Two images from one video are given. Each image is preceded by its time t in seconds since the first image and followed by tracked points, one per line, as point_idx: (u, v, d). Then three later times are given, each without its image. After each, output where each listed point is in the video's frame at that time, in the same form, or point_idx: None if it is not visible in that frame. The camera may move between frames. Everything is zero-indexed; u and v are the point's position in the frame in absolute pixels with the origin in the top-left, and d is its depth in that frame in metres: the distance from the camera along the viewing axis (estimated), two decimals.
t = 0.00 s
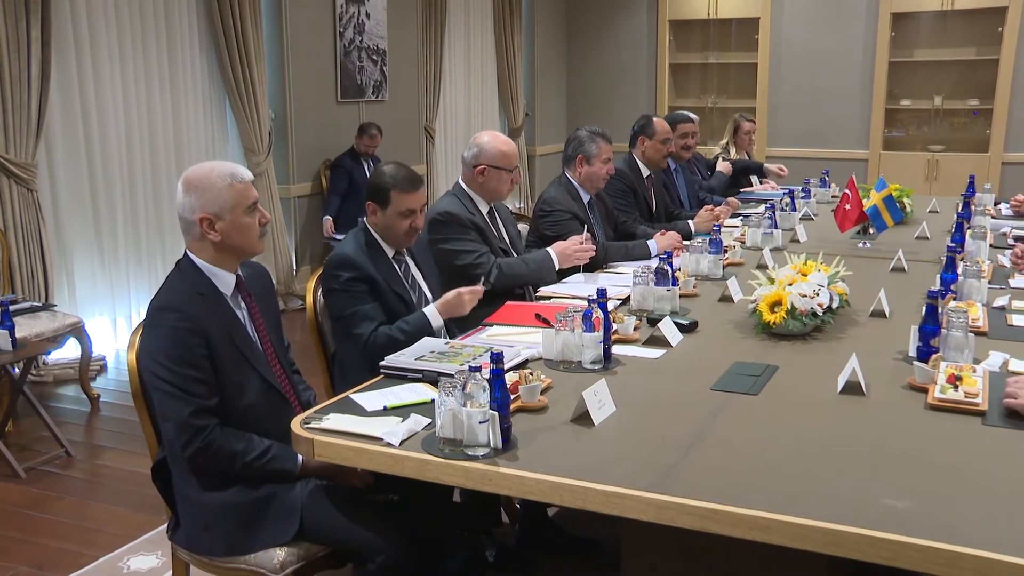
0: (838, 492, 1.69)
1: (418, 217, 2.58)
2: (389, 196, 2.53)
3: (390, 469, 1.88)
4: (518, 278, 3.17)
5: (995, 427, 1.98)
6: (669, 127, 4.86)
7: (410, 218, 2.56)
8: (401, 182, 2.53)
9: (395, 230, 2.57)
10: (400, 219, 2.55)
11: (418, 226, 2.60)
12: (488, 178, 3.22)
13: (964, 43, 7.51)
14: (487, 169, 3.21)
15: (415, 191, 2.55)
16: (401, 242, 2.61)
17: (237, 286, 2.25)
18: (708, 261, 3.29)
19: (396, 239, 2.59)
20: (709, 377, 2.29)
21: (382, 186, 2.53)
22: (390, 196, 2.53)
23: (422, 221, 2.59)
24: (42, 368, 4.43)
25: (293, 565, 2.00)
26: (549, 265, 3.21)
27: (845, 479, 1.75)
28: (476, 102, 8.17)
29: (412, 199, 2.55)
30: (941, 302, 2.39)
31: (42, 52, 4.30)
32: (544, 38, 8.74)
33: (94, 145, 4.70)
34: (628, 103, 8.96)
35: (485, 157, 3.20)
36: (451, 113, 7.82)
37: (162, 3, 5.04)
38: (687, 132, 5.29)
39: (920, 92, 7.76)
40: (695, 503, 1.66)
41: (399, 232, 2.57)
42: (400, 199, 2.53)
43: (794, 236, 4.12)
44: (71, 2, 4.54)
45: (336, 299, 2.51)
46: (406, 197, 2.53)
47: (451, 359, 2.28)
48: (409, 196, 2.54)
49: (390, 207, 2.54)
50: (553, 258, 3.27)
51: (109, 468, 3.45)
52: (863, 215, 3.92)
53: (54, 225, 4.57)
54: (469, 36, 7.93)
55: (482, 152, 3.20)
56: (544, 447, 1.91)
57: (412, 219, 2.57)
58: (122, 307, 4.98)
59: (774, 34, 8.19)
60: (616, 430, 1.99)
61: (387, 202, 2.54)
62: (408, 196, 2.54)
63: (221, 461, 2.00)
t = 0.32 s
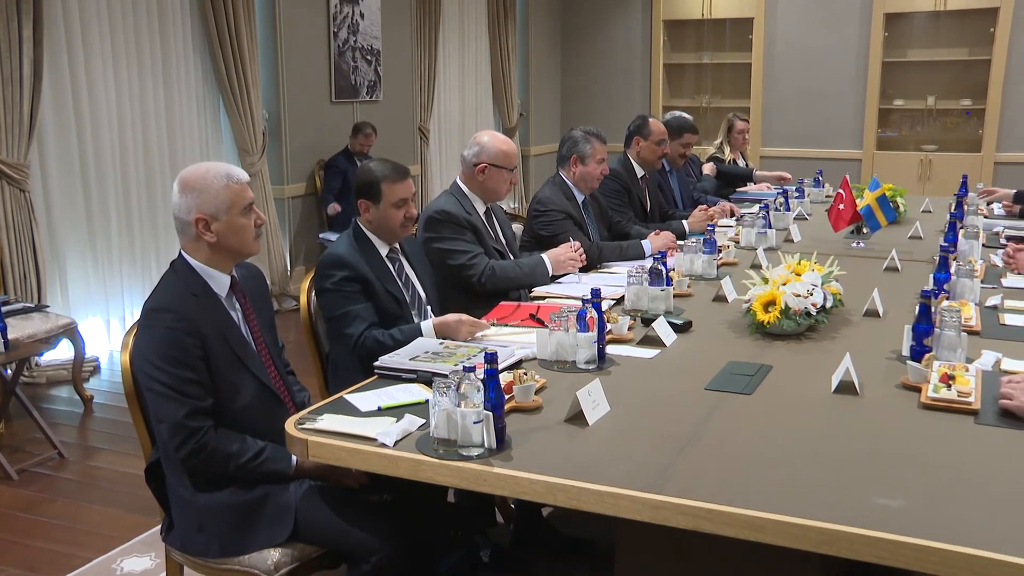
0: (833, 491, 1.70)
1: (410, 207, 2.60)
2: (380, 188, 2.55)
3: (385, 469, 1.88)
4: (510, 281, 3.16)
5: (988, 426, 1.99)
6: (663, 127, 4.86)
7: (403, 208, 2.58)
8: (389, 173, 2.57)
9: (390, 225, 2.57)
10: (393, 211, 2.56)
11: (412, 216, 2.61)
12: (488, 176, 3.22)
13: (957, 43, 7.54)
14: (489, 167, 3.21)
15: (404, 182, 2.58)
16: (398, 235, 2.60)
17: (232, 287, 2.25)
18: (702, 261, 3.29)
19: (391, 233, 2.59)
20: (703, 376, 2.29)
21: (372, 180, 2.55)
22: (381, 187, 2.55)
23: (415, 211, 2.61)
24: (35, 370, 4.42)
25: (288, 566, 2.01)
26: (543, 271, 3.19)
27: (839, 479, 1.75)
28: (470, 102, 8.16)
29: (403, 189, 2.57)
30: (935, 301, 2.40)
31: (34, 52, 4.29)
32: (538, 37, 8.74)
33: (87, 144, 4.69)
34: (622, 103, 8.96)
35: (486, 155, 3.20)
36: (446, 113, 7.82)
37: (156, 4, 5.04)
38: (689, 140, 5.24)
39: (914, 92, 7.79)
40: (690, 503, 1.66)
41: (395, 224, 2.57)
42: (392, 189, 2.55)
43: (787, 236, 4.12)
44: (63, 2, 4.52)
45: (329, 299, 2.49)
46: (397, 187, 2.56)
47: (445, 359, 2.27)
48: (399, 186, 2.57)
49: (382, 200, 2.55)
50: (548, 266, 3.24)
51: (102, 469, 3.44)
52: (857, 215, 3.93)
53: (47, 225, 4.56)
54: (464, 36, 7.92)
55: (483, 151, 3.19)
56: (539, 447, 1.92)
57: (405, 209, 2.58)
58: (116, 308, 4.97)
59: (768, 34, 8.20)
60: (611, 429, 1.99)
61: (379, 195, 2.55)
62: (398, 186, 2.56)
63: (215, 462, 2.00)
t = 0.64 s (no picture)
0: (816, 490, 1.71)
1: (392, 203, 2.60)
2: (360, 185, 2.55)
3: (369, 470, 1.88)
4: (498, 279, 3.16)
5: (968, 423, 2.01)
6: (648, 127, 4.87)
7: (385, 204, 2.58)
8: (369, 170, 2.57)
9: (373, 222, 2.57)
10: (375, 207, 2.56)
11: (395, 212, 2.61)
12: (475, 175, 3.21)
13: (937, 44, 7.59)
14: (476, 166, 3.20)
15: (384, 178, 2.58)
16: (381, 233, 2.60)
17: (215, 288, 2.24)
18: (686, 260, 3.29)
19: (374, 230, 2.59)
20: (688, 375, 2.30)
21: (352, 178, 2.55)
22: (362, 185, 2.55)
23: (397, 207, 2.61)
24: (16, 373, 4.39)
25: (272, 568, 2.01)
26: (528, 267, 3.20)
27: (823, 477, 1.76)
28: (455, 103, 8.16)
29: (384, 185, 2.57)
30: (917, 300, 2.41)
31: (13, 51, 4.26)
32: (522, 37, 8.74)
33: (69, 145, 4.66)
34: (606, 104, 8.98)
35: (474, 154, 3.20)
36: (430, 113, 7.81)
37: (137, 3, 5.01)
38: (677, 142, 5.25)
39: (896, 92, 7.84)
40: (675, 502, 1.66)
41: (378, 220, 2.57)
42: (373, 186, 2.55)
43: (771, 235, 4.13)
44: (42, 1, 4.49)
45: (314, 301, 2.48)
46: (378, 183, 2.56)
47: (430, 359, 2.27)
48: (379, 182, 2.57)
49: (364, 198, 2.55)
50: (534, 260, 3.26)
51: (84, 473, 3.42)
52: (840, 215, 3.94)
53: (27, 226, 4.53)
54: (448, 36, 7.92)
55: (471, 150, 3.19)
56: (523, 446, 1.92)
57: (387, 204, 2.58)
58: (98, 310, 4.94)
59: (752, 34, 8.22)
60: (596, 429, 1.99)
61: (360, 193, 2.55)
62: (379, 182, 2.56)
63: (198, 465, 1.99)
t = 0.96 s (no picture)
0: (794, 487, 1.72)
1: (361, 197, 2.60)
2: (329, 182, 2.54)
3: (347, 472, 1.88)
4: (475, 279, 3.16)
5: (943, 420, 2.03)
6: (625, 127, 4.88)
7: (354, 198, 2.57)
8: (335, 167, 2.56)
9: (344, 217, 2.56)
10: (345, 202, 2.55)
11: (365, 206, 2.60)
12: (453, 174, 3.21)
13: (911, 44, 7.67)
14: (453, 165, 3.20)
15: (350, 173, 2.58)
16: (352, 228, 2.59)
17: (192, 290, 2.23)
18: (664, 260, 3.30)
19: (346, 226, 2.58)
20: (665, 374, 2.31)
21: (319, 176, 2.55)
22: (330, 182, 2.54)
23: (366, 200, 2.60)
24: None
25: (250, 570, 2.00)
26: (508, 270, 3.21)
27: (800, 474, 1.77)
28: (432, 104, 8.15)
29: (350, 180, 2.57)
30: (892, 298, 2.42)
31: None
32: (500, 38, 8.74)
33: (41, 147, 4.62)
34: (584, 104, 8.99)
35: (451, 153, 3.19)
36: (408, 114, 7.81)
37: (110, 3, 4.97)
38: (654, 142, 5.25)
39: (871, 92, 7.91)
40: (653, 501, 1.67)
41: (349, 215, 2.56)
42: (341, 181, 2.55)
43: (749, 234, 4.15)
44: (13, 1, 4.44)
45: (288, 307, 2.45)
46: (345, 178, 2.56)
47: (407, 360, 2.26)
48: (346, 177, 2.56)
49: (333, 194, 2.54)
50: (514, 263, 3.26)
51: (58, 477, 3.39)
52: (816, 213, 3.96)
53: None
54: (425, 37, 7.91)
55: (448, 149, 3.19)
56: (501, 446, 1.92)
57: (356, 199, 2.57)
58: (72, 313, 4.91)
59: (728, 33, 8.26)
60: (573, 428, 2.00)
61: (329, 190, 2.54)
62: (346, 177, 2.56)
63: (175, 468, 1.98)
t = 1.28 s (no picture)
0: (768, 485, 1.73)
1: (331, 195, 2.60)
2: (298, 183, 2.53)
3: (323, 473, 1.87)
4: (453, 268, 3.15)
5: (914, 417, 2.05)
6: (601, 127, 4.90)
7: (324, 197, 2.58)
8: (302, 167, 2.56)
9: (316, 216, 2.56)
10: (316, 201, 2.55)
11: (335, 205, 2.61)
12: (428, 172, 3.20)
13: (883, 44, 7.74)
14: (429, 163, 3.18)
15: (319, 172, 2.58)
16: (324, 227, 2.59)
17: (166, 293, 2.21)
18: (639, 259, 3.31)
19: (318, 226, 2.58)
20: (641, 373, 2.32)
21: (288, 178, 2.54)
22: (299, 183, 2.54)
23: (336, 198, 2.61)
24: None
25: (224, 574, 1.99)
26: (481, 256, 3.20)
27: (774, 472, 1.78)
28: (408, 104, 8.14)
29: (319, 179, 2.57)
30: (864, 296, 2.45)
31: None
32: (475, 38, 8.74)
33: (10, 148, 4.55)
34: (559, 104, 9.00)
35: (427, 151, 3.18)
36: (383, 114, 7.79)
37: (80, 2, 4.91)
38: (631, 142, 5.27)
39: (843, 92, 7.97)
40: (629, 501, 1.67)
41: (321, 214, 2.56)
42: (310, 181, 2.55)
43: (724, 233, 4.18)
44: None
45: (261, 309, 2.43)
46: (314, 177, 2.56)
47: (383, 361, 2.26)
48: (315, 176, 2.56)
49: (304, 194, 2.53)
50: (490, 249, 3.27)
51: (29, 481, 3.36)
52: (790, 212, 3.99)
53: None
54: (400, 37, 7.91)
55: (423, 147, 3.17)
56: (478, 446, 1.92)
57: (326, 198, 2.58)
58: (43, 315, 4.85)
59: (702, 33, 8.29)
60: (549, 428, 2.00)
61: (300, 190, 2.53)
62: (315, 176, 2.56)
63: (148, 472, 1.96)
